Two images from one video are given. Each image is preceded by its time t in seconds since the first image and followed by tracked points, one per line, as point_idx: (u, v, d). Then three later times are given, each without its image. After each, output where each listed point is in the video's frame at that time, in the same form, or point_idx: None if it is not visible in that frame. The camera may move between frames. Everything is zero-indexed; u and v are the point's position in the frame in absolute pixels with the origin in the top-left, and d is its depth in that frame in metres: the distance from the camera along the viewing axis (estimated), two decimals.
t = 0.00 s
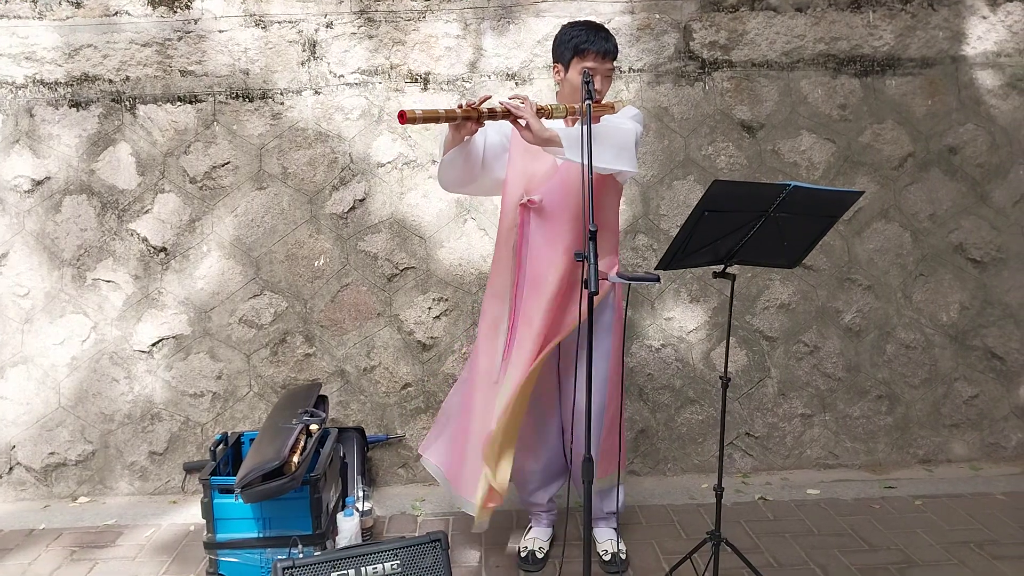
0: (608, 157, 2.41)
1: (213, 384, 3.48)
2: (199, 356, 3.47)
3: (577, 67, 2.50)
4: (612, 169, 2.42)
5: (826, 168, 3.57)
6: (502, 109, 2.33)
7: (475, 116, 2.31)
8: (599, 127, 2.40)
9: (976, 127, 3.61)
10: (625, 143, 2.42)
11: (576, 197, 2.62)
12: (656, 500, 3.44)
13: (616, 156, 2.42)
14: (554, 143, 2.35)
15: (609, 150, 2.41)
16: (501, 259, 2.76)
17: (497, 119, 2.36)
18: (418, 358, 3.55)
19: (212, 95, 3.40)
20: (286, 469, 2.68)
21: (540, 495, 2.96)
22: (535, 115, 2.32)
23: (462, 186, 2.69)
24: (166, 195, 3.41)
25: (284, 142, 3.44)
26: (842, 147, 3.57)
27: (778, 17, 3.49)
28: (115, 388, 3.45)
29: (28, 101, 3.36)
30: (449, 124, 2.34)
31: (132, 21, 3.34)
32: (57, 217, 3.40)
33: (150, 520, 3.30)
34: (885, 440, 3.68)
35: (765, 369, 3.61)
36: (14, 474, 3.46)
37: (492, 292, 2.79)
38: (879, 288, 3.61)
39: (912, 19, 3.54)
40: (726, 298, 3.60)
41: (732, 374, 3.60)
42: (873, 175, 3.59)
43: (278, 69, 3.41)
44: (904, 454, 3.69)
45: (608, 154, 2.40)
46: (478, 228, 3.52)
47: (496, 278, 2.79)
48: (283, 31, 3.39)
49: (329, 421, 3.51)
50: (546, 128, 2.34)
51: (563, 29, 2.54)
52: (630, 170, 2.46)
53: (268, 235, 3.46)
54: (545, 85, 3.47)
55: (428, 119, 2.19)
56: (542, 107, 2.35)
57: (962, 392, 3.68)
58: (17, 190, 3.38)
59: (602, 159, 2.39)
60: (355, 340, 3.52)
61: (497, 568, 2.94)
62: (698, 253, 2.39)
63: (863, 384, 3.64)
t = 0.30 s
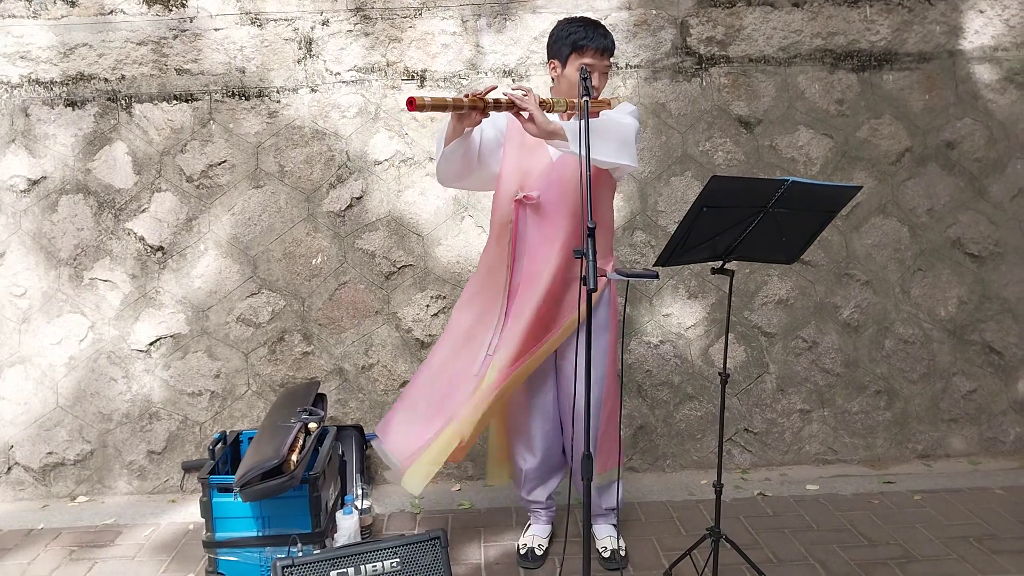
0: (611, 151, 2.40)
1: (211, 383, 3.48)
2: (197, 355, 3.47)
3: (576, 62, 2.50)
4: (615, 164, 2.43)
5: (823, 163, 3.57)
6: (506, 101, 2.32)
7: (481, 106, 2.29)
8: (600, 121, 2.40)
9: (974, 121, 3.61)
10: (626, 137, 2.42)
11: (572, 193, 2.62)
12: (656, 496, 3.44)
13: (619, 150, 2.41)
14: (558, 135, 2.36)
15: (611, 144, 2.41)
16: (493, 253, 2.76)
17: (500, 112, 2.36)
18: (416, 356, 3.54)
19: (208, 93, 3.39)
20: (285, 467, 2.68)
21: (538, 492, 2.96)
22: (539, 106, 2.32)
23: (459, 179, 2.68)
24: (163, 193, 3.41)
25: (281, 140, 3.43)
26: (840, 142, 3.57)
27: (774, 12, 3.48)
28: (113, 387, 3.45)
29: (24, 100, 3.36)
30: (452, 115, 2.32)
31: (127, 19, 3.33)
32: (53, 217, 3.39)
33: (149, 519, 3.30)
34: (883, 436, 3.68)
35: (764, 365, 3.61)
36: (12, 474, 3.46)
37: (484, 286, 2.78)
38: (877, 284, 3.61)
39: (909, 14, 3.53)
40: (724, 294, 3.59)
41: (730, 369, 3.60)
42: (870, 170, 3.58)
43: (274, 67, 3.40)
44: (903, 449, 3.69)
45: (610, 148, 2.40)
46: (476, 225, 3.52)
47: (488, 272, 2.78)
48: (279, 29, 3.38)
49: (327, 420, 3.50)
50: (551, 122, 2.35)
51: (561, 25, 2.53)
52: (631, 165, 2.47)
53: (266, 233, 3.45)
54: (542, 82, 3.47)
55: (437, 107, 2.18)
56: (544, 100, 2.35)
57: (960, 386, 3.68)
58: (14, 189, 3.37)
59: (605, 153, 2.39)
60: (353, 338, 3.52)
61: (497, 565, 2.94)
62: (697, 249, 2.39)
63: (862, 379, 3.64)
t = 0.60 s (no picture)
0: (611, 150, 2.41)
1: (213, 383, 3.51)
2: (199, 355, 3.50)
3: (572, 59, 2.49)
4: (615, 163, 2.43)
5: (823, 157, 3.54)
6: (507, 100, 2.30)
7: (484, 105, 2.26)
8: (599, 120, 2.39)
9: (976, 112, 3.57)
10: (626, 136, 2.42)
11: (567, 191, 2.61)
12: (658, 493, 3.43)
13: (618, 149, 2.42)
14: (559, 135, 2.36)
15: (611, 143, 2.40)
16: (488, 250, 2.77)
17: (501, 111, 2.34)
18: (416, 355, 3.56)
19: (207, 95, 3.42)
20: (287, 467, 2.69)
21: (538, 491, 2.94)
22: (540, 106, 2.29)
23: (457, 178, 2.68)
24: (164, 196, 3.44)
25: (279, 141, 3.45)
26: (840, 136, 3.54)
27: (772, 5, 3.46)
28: (117, 388, 3.48)
29: (26, 105, 3.39)
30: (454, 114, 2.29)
31: (127, 24, 3.36)
32: (56, 220, 3.43)
33: (154, 518, 3.33)
34: (887, 431, 3.65)
35: (765, 361, 3.59)
36: (19, 475, 3.50)
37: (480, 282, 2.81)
38: (879, 277, 3.58)
39: (909, 5, 3.50)
40: (725, 290, 3.58)
41: (731, 365, 3.58)
42: (871, 163, 3.56)
43: (271, 69, 3.42)
44: (907, 444, 3.66)
45: (609, 148, 2.40)
46: (474, 223, 3.52)
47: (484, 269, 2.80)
48: (277, 30, 3.40)
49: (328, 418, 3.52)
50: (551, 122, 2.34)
51: (556, 22, 2.52)
52: (630, 164, 2.47)
53: (266, 234, 3.48)
54: (538, 79, 3.47)
55: (442, 107, 2.15)
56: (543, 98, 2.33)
57: (965, 380, 3.65)
58: (18, 193, 3.41)
59: (605, 153, 2.39)
60: (353, 337, 3.53)
61: (499, 563, 2.94)
62: (697, 245, 2.37)
63: (865, 374, 3.62)
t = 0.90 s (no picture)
0: (616, 153, 2.41)
1: (222, 381, 3.53)
2: (208, 353, 3.53)
3: (578, 61, 2.49)
4: (620, 166, 2.43)
5: (832, 157, 3.52)
6: (515, 103, 2.31)
7: (492, 108, 2.28)
8: (605, 123, 2.39)
9: (987, 113, 3.54)
10: (631, 139, 2.42)
11: (572, 192, 2.62)
12: (663, 494, 3.42)
13: (624, 152, 2.42)
14: (566, 138, 2.38)
15: (617, 146, 2.41)
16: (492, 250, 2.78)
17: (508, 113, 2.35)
18: (423, 354, 3.57)
19: (216, 96, 3.45)
20: (293, 464, 2.71)
21: (541, 490, 2.95)
22: (547, 108, 2.30)
23: (463, 179, 2.69)
24: (173, 195, 3.47)
25: (288, 142, 3.47)
26: (848, 136, 3.52)
27: (781, 5, 3.45)
28: (126, 385, 3.52)
29: (39, 105, 3.44)
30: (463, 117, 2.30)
31: (138, 25, 3.40)
32: (68, 219, 3.47)
33: (162, 514, 3.36)
34: (895, 433, 3.63)
35: (772, 362, 3.57)
36: (31, 470, 3.55)
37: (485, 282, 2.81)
38: (887, 279, 3.56)
39: (919, 5, 3.48)
40: (731, 291, 3.57)
41: (738, 366, 3.57)
42: (880, 164, 3.54)
43: (280, 69, 3.45)
44: (915, 446, 3.64)
45: (614, 151, 2.40)
46: (480, 223, 3.53)
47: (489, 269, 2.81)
48: (285, 31, 3.42)
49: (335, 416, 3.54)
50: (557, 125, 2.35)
51: (562, 24, 2.53)
52: (635, 167, 2.47)
53: (274, 233, 3.50)
54: (545, 80, 3.47)
55: (452, 111, 2.17)
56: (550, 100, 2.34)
57: (974, 383, 3.62)
58: (30, 193, 3.45)
59: (609, 157, 2.40)
60: (360, 336, 3.55)
61: (503, 562, 2.95)
62: (701, 246, 2.37)
63: (873, 376, 3.60)
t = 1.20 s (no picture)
0: (623, 158, 2.41)
1: (233, 377, 3.56)
2: (220, 349, 3.56)
3: (587, 64, 2.50)
4: (627, 171, 2.43)
5: (843, 160, 3.52)
6: (525, 107, 2.33)
7: (502, 113, 2.29)
8: (613, 128, 2.40)
9: (1000, 116, 3.53)
10: (638, 144, 2.42)
11: (580, 191, 2.62)
12: (670, 494, 3.43)
13: (631, 157, 2.42)
14: (574, 143, 2.40)
15: (624, 151, 2.41)
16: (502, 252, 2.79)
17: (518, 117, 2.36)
18: (432, 352, 3.59)
19: (230, 94, 3.48)
20: (302, 460, 2.73)
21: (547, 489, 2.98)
22: (556, 112, 2.31)
23: (473, 180, 2.71)
24: (187, 192, 3.50)
25: (301, 141, 3.50)
26: (860, 139, 3.52)
27: (793, 7, 3.45)
28: (139, 380, 3.56)
29: (55, 103, 3.47)
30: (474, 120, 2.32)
31: (153, 24, 3.43)
32: (83, 216, 3.51)
33: (173, 509, 3.40)
34: (904, 436, 3.62)
35: (781, 364, 3.57)
36: (44, 464, 3.59)
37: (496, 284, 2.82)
38: (897, 282, 3.55)
39: (932, 7, 3.47)
40: (741, 292, 3.57)
41: (746, 368, 3.57)
42: (891, 167, 3.53)
43: (294, 69, 3.47)
44: (924, 450, 3.63)
45: (621, 156, 2.41)
46: (491, 223, 3.55)
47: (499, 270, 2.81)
48: (299, 31, 3.45)
49: (345, 414, 3.57)
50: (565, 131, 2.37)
51: (572, 26, 2.54)
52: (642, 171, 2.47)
53: (286, 231, 3.53)
54: (556, 80, 3.48)
55: (462, 116, 2.18)
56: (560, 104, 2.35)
57: (984, 387, 3.61)
58: (46, 189, 3.49)
59: (616, 162, 2.40)
60: (370, 334, 3.58)
61: (510, 560, 2.96)
62: (708, 248, 2.38)
63: (882, 379, 3.59)
